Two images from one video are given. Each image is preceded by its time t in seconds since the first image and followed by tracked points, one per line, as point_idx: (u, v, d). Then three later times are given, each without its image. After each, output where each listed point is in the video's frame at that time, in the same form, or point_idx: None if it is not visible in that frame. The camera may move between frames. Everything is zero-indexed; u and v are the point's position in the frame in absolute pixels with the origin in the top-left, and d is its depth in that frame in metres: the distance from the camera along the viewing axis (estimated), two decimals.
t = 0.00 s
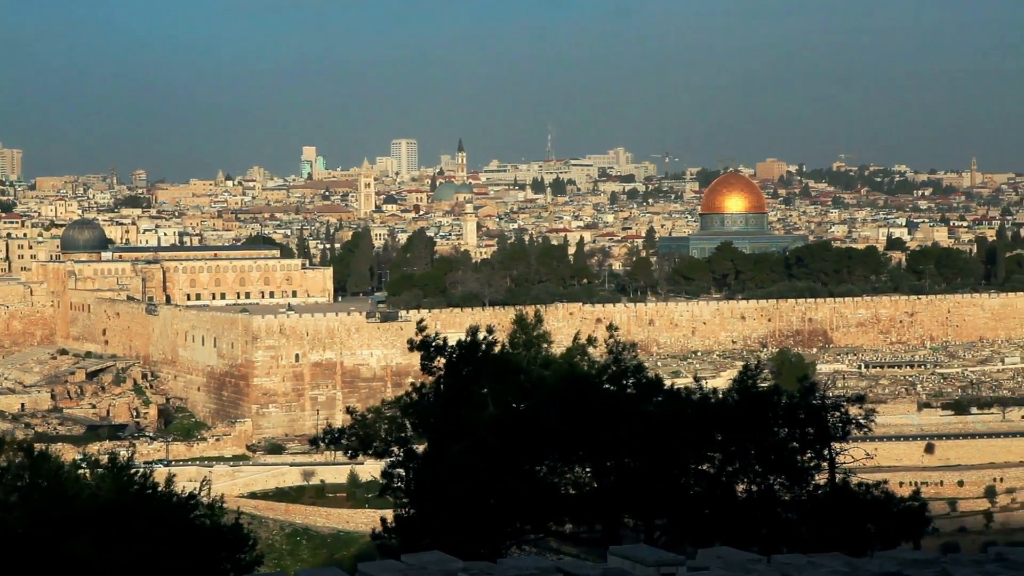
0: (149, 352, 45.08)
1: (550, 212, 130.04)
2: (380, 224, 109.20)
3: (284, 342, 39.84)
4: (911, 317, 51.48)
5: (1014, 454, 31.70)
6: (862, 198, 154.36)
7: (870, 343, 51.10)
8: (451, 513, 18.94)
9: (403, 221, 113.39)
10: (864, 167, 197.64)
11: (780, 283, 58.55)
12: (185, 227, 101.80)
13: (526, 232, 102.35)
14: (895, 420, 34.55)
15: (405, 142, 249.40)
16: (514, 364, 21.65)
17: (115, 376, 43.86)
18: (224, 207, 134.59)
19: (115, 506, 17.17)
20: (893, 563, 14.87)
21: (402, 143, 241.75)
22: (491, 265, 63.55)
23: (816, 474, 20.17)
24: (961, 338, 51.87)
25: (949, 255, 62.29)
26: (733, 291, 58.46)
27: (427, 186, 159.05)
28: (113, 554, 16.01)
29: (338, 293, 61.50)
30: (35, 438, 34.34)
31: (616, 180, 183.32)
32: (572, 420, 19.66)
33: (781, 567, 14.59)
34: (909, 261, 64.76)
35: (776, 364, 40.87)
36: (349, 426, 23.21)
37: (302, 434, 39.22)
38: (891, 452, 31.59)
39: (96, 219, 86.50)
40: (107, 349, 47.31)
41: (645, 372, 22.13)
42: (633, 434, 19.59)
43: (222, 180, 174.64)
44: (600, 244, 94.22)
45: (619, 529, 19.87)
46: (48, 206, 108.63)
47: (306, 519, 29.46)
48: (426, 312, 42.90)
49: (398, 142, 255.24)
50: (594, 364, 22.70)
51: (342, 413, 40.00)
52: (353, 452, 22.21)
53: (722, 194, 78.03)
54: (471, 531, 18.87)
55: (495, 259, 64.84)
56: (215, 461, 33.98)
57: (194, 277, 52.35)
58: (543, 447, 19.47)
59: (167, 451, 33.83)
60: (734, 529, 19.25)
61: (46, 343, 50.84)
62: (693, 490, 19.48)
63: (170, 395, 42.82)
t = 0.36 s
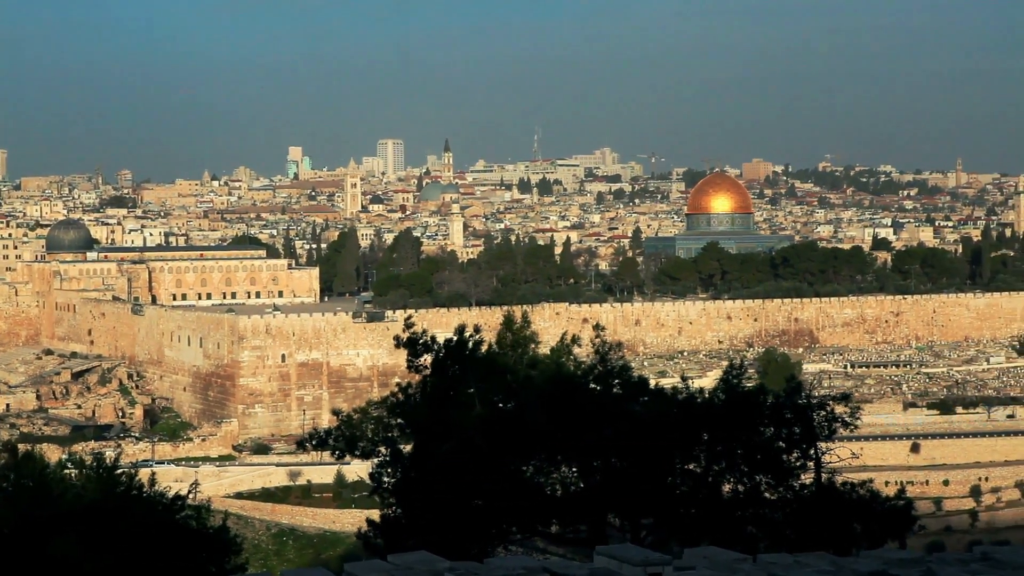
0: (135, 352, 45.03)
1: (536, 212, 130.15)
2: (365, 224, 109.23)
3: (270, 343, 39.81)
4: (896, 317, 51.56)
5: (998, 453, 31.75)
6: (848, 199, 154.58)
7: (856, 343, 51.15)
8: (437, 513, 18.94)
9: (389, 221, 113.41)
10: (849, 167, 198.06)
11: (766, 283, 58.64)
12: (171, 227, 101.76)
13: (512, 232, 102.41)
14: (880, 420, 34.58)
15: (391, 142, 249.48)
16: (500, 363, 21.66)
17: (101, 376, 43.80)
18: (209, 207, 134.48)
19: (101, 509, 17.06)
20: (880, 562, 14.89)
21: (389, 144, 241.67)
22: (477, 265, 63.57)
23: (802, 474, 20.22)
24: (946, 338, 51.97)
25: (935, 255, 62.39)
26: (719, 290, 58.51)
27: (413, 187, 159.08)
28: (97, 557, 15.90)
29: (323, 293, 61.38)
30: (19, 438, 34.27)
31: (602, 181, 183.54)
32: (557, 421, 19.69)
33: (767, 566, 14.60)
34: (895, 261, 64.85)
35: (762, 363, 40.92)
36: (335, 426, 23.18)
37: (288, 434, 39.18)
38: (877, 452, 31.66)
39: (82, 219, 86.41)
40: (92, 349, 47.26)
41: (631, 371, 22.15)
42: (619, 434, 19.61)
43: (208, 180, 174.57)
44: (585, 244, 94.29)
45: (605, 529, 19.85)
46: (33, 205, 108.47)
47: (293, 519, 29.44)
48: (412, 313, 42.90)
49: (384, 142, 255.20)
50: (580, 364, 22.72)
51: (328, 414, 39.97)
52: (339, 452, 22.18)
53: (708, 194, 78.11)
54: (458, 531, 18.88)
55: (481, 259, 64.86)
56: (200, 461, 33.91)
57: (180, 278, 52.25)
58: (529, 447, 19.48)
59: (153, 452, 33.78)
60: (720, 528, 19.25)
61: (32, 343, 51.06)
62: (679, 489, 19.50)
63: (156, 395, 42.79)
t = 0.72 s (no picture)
0: (120, 352, 44.96)
1: (522, 212, 130.20)
2: (352, 224, 109.28)
3: (255, 343, 39.79)
4: (882, 317, 51.64)
5: (983, 454, 31.80)
6: (833, 199, 154.79)
7: (842, 343, 51.24)
8: (424, 512, 18.94)
9: (375, 221, 113.43)
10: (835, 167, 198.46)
11: (752, 283, 58.71)
12: (157, 227, 101.70)
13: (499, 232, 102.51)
14: (866, 420, 34.63)
15: (377, 142, 249.47)
16: (486, 364, 21.67)
17: (86, 377, 43.76)
18: (195, 207, 134.44)
19: (84, 510, 17.06)
20: (864, 561, 14.91)
21: (375, 144, 241.52)
22: (463, 265, 63.58)
23: (788, 474, 20.26)
24: (932, 338, 52.05)
25: (920, 255, 62.50)
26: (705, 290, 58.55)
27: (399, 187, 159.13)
28: (81, 556, 15.91)
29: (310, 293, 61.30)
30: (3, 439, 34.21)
31: (588, 181, 183.70)
32: (543, 422, 19.69)
33: (752, 566, 14.60)
34: (881, 261, 64.94)
35: (747, 363, 40.96)
36: (321, 426, 23.18)
37: (274, 435, 39.14)
38: (862, 452, 31.71)
39: (67, 219, 86.34)
40: (78, 349, 47.19)
41: (617, 371, 22.17)
42: (605, 435, 19.60)
43: (194, 180, 174.51)
44: (572, 244, 94.38)
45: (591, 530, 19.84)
46: (18, 206, 108.39)
47: (278, 519, 29.42)
48: (399, 313, 42.89)
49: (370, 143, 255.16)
50: (567, 364, 22.74)
51: (314, 414, 39.96)
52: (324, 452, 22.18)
53: (695, 195, 78.20)
54: (443, 531, 18.86)
55: (468, 259, 64.89)
56: (186, 462, 33.87)
57: (166, 278, 52.24)
58: (515, 447, 19.49)
59: (138, 452, 33.72)
60: (705, 528, 19.26)
61: (17, 344, 50.77)
62: (666, 490, 19.50)
63: (141, 396, 42.75)
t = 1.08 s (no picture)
0: (106, 353, 44.91)
1: (509, 212, 130.29)
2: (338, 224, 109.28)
3: (242, 343, 39.74)
4: (868, 317, 51.71)
5: (969, 453, 31.85)
6: (820, 199, 154.99)
7: (828, 343, 51.31)
8: (411, 513, 18.92)
9: (362, 221, 113.39)
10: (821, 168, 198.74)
11: (738, 283, 58.77)
12: (143, 227, 101.56)
13: (485, 232, 102.54)
14: (852, 420, 34.66)
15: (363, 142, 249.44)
16: (473, 364, 21.67)
17: (72, 377, 43.69)
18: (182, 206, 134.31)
19: (70, 509, 17.04)
20: (851, 561, 14.92)
21: (362, 144, 241.42)
22: (450, 265, 63.58)
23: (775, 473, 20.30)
24: (917, 338, 52.12)
25: (906, 256, 62.59)
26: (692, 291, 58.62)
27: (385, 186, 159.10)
28: (66, 555, 15.90)
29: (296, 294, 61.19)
30: None
31: (575, 181, 183.80)
32: (530, 420, 19.68)
33: (739, 566, 14.61)
34: (867, 261, 65.01)
35: (734, 363, 41.00)
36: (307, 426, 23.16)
37: (260, 435, 39.10)
38: (848, 452, 31.75)
39: (53, 219, 86.24)
40: (63, 349, 47.11)
41: (604, 371, 22.18)
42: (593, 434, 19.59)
43: (180, 180, 174.39)
44: (558, 244, 94.43)
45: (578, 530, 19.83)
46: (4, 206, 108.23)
47: (264, 520, 29.40)
48: (385, 313, 42.87)
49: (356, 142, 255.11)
50: (553, 364, 22.74)
51: (301, 414, 39.93)
52: (311, 452, 22.16)
53: (681, 196, 78.25)
54: (431, 531, 18.84)
55: (454, 259, 64.90)
56: (172, 462, 33.82)
57: (151, 278, 52.08)
58: (502, 447, 19.47)
59: (123, 453, 33.66)
60: (693, 528, 19.26)
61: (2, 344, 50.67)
62: (653, 489, 19.50)
63: (127, 396, 42.70)
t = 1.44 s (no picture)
0: (91, 353, 44.84)
1: (495, 212, 130.35)
2: (324, 224, 109.23)
3: (227, 344, 39.68)
4: (853, 317, 51.79)
5: (954, 453, 31.90)
6: (806, 199, 155.25)
7: (813, 343, 51.36)
8: (396, 513, 18.91)
9: (348, 221, 113.32)
10: (807, 169, 199.00)
11: (724, 283, 58.84)
12: (127, 228, 101.42)
13: (471, 233, 102.57)
14: (838, 420, 34.70)
15: (349, 142, 249.40)
16: (458, 364, 21.69)
17: (57, 377, 43.63)
18: (167, 207, 134.17)
19: (56, 513, 16.98)
20: (836, 562, 14.92)
21: (348, 144, 241.28)
22: (436, 266, 63.56)
23: (760, 474, 20.35)
24: (902, 338, 52.20)
25: (891, 256, 62.72)
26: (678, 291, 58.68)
27: (371, 187, 159.04)
28: (52, 556, 15.85)
29: (282, 294, 61.15)
30: None
31: (561, 181, 183.95)
32: (516, 421, 19.68)
33: (725, 566, 14.61)
34: (853, 261, 65.09)
35: (720, 364, 41.03)
36: (292, 427, 23.13)
37: (246, 436, 39.04)
38: (834, 451, 31.80)
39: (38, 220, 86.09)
40: (48, 350, 47.01)
41: (590, 371, 22.20)
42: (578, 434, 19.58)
43: (166, 180, 174.23)
44: (544, 245, 94.48)
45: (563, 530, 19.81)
46: None
47: (250, 520, 29.37)
48: (371, 314, 42.84)
49: (342, 142, 254.97)
50: (539, 364, 22.75)
51: (287, 414, 39.88)
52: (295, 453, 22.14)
53: (667, 196, 78.31)
54: (416, 532, 18.80)
55: (441, 260, 64.90)
56: (158, 463, 33.74)
57: (137, 279, 52.02)
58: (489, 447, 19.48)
59: (109, 454, 33.58)
60: (679, 529, 19.29)
61: None
62: (639, 490, 19.52)
63: (112, 397, 42.64)
